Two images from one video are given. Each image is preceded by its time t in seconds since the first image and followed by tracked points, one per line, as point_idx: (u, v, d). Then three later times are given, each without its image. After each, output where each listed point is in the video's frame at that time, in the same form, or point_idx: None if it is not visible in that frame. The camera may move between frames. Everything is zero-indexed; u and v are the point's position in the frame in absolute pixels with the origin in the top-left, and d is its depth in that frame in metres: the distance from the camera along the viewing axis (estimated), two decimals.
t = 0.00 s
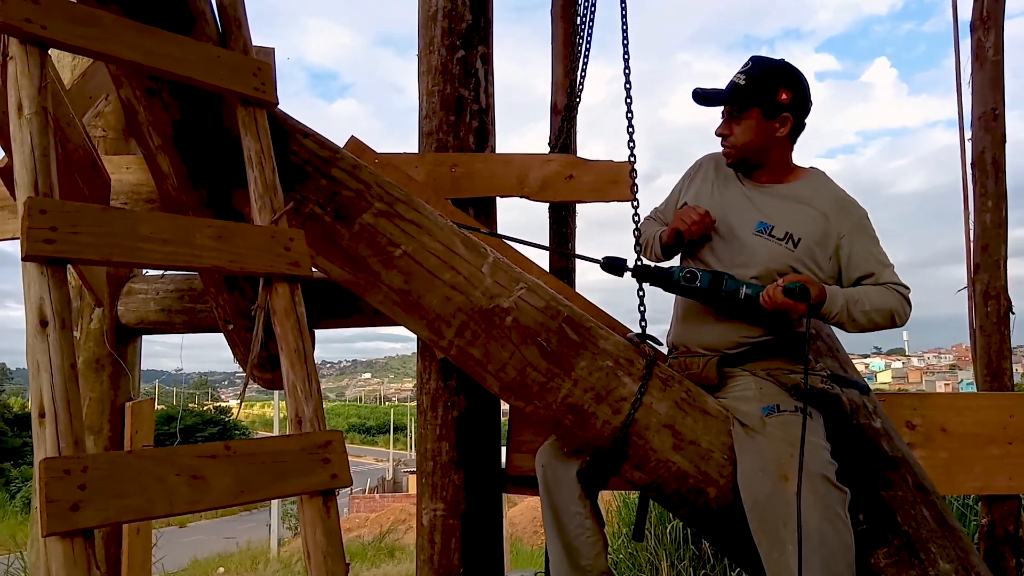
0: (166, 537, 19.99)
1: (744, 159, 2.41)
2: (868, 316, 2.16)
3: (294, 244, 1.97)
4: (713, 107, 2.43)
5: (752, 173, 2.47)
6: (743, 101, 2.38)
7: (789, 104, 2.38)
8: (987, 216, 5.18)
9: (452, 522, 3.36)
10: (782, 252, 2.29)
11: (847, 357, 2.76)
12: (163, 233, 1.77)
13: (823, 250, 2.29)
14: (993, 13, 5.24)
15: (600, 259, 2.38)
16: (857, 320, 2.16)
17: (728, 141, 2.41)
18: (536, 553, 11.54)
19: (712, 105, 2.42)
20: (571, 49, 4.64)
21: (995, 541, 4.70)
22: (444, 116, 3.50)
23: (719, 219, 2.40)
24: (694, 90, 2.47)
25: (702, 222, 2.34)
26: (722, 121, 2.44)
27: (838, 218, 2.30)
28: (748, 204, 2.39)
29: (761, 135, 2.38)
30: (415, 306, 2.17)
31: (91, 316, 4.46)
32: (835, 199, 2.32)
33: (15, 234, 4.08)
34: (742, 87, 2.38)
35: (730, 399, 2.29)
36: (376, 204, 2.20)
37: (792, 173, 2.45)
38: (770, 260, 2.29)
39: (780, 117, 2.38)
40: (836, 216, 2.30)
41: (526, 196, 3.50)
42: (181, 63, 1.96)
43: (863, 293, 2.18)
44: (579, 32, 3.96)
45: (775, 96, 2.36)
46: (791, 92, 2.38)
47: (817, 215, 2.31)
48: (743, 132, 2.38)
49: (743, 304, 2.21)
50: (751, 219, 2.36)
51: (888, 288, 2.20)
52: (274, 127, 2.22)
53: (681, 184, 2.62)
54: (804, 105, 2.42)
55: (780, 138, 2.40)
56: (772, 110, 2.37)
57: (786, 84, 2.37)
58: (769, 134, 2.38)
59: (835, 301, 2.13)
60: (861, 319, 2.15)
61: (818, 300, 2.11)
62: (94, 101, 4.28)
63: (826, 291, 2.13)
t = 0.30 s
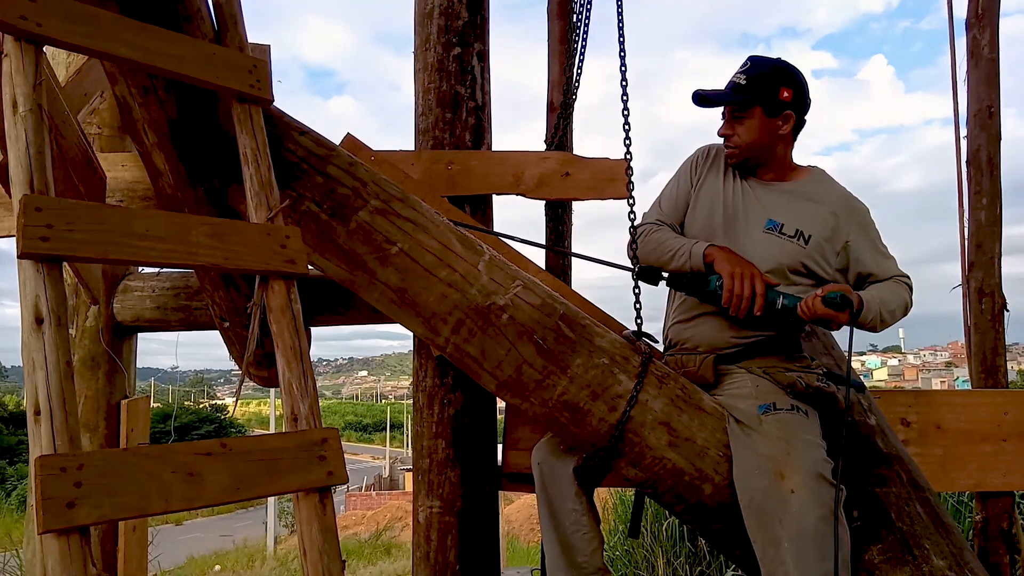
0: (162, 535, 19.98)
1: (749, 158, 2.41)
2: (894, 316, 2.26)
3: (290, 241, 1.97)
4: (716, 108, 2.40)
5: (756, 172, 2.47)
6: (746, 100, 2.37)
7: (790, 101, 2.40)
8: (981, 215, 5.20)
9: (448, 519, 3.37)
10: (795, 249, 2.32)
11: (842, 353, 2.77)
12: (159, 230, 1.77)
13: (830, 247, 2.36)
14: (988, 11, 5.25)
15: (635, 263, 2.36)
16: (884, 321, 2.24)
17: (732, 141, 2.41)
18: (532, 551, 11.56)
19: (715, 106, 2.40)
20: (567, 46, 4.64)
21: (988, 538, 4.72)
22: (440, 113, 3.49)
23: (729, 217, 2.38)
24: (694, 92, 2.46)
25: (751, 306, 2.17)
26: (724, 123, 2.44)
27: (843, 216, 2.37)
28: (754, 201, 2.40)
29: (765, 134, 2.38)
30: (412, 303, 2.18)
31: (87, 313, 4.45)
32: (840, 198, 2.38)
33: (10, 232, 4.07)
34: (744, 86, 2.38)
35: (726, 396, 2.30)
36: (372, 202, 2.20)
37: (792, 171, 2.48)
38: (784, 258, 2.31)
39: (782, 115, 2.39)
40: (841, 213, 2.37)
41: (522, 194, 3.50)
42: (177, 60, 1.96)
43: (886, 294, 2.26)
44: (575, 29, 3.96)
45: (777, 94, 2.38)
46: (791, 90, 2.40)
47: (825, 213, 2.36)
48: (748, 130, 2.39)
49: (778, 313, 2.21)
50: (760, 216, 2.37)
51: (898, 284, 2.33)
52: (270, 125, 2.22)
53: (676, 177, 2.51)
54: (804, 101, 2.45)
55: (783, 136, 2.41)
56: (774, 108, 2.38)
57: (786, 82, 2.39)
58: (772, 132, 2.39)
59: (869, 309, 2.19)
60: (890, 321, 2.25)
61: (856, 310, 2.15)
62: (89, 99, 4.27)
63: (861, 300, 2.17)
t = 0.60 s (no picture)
0: (166, 535, 20.04)
1: (757, 162, 2.40)
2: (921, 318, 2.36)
3: (293, 242, 1.98)
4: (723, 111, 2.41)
5: (764, 175, 2.47)
6: (755, 104, 2.36)
7: (800, 105, 2.38)
8: (985, 214, 5.19)
9: (452, 519, 3.37)
10: (808, 251, 2.34)
11: (845, 353, 2.77)
12: (163, 231, 1.78)
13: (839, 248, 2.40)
14: (991, 10, 5.24)
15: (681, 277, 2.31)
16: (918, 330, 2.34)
17: (740, 144, 2.40)
18: (535, 550, 11.57)
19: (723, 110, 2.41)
20: (570, 47, 4.65)
21: (992, 538, 4.71)
22: (443, 113, 3.50)
23: (744, 219, 2.36)
24: (704, 95, 2.47)
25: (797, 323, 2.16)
26: (732, 126, 2.43)
27: (851, 216, 2.42)
28: (766, 202, 2.40)
29: (774, 137, 2.37)
30: (414, 303, 2.18)
31: (91, 313, 4.47)
32: (848, 200, 2.42)
33: (15, 232, 4.09)
34: (753, 90, 2.36)
35: (729, 396, 2.30)
36: (375, 202, 2.21)
37: (800, 174, 2.48)
38: (799, 260, 2.33)
39: (791, 118, 2.38)
40: (849, 214, 2.41)
41: (525, 194, 3.50)
42: (180, 60, 1.96)
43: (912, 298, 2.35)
44: (578, 29, 3.96)
45: (786, 98, 2.37)
46: (801, 93, 2.38)
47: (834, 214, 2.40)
48: (757, 134, 2.38)
49: (823, 329, 2.20)
50: (772, 218, 2.37)
51: (909, 284, 2.41)
52: (274, 126, 2.23)
53: (690, 173, 2.42)
54: (813, 104, 2.43)
55: (792, 139, 2.40)
56: (784, 111, 2.37)
57: (796, 86, 2.38)
58: (781, 136, 2.39)
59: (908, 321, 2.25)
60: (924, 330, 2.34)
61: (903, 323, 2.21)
62: (94, 100, 4.29)
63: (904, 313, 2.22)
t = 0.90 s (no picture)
0: (168, 539, 20.04)
1: (762, 168, 2.41)
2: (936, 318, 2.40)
3: (297, 247, 1.98)
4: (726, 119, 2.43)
5: (769, 181, 2.47)
6: (758, 111, 2.37)
7: (804, 111, 2.39)
8: (988, 218, 5.18)
9: (454, 524, 3.37)
10: (817, 256, 2.34)
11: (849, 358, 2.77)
12: (167, 236, 1.78)
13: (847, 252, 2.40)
14: (993, 15, 5.23)
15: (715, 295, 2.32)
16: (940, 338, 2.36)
17: (745, 151, 2.40)
18: (538, 555, 11.54)
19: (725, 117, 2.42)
20: (572, 52, 4.66)
21: (997, 544, 4.69)
22: (446, 118, 3.51)
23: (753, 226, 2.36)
24: (705, 103, 2.48)
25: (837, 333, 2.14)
26: (736, 132, 2.44)
27: (857, 220, 2.42)
28: (774, 208, 2.39)
29: (778, 144, 2.38)
30: (418, 308, 2.18)
31: (95, 318, 4.48)
32: (855, 205, 2.42)
33: (19, 237, 4.10)
34: (756, 97, 2.36)
35: (733, 401, 2.30)
36: (378, 207, 2.21)
37: (804, 179, 2.48)
38: (808, 266, 2.33)
39: (795, 124, 2.39)
40: (856, 219, 2.42)
41: (527, 199, 3.51)
42: (185, 66, 1.97)
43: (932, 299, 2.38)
44: (580, 34, 3.97)
45: (790, 104, 2.37)
46: (804, 99, 2.39)
47: (841, 219, 2.40)
48: (761, 141, 2.38)
49: (859, 341, 2.20)
50: (781, 224, 2.37)
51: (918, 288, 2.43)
52: (277, 131, 2.23)
53: (699, 180, 2.40)
54: (815, 109, 2.44)
55: (796, 145, 2.41)
56: (788, 118, 2.37)
57: (799, 92, 2.38)
58: (786, 142, 2.39)
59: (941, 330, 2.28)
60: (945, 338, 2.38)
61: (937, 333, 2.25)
62: (97, 105, 4.30)
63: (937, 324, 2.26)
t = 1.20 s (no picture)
0: (167, 537, 20.05)
1: (757, 164, 2.41)
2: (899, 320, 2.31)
3: (295, 244, 1.98)
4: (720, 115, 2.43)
5: (763, 178, 2.47)
6: (753, 107, 2.37)
7: (798, 107, 2.39)
8: (988, 216, 5.18)
9: (453, 522, 3.37)
10: (810, 254, 2.34)
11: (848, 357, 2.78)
12: (165, 234, 1.78)
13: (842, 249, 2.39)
14: (993, 13, 5.23)
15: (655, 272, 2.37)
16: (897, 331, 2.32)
17: (740, 147, 2.40)
18: (537, 553, 11.55)
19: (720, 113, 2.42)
20: (571, 50, 4.65)
21: (995, 541, 4.69)
22: (445, 116, 3.50)
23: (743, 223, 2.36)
24: (700, 100, 2.47)
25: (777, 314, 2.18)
26: (731, 129, 2.43)
27: (851, 217, 2.40)
28: (766, 205, 2.39)
29: (773, 140, 2.37)
30: (417, 306, 2.18)
31: (93, 316, 4.47)
32: (849, 201, 2.41)
33: (16, 235, 4.09)
34: (752, 93, 2.36)
35: (733, 399, 2.30)
36: (377, 205, 2.21)
37: (799, 175, 2.48)
38: (801, 263, 2.33)
39: (790, 121, 2.39)
40: (850, 215, 2.40)
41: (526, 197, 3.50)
42: (183, 64, 1.97)
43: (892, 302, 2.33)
44: (580, 32, 3.96)
45: (785, 100, 2.37)
46: (799, 96, 2.39)
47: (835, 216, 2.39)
48: (756, 137, 2.38)
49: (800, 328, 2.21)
50: (773, 222, 2.36)
51: (906, 288, 2.39)
52: (276, 129, 2.22)
53: (685, 182, 2.45)
54: (810, 106, 2.44)
55: (791, 142, 2.41)
56: (783, 114, 2.37)
57: (794, 88, 2.38)
58: (781, 139, 2.39)
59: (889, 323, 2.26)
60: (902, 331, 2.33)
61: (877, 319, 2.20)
62: (95, 103, 4.29)
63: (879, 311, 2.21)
